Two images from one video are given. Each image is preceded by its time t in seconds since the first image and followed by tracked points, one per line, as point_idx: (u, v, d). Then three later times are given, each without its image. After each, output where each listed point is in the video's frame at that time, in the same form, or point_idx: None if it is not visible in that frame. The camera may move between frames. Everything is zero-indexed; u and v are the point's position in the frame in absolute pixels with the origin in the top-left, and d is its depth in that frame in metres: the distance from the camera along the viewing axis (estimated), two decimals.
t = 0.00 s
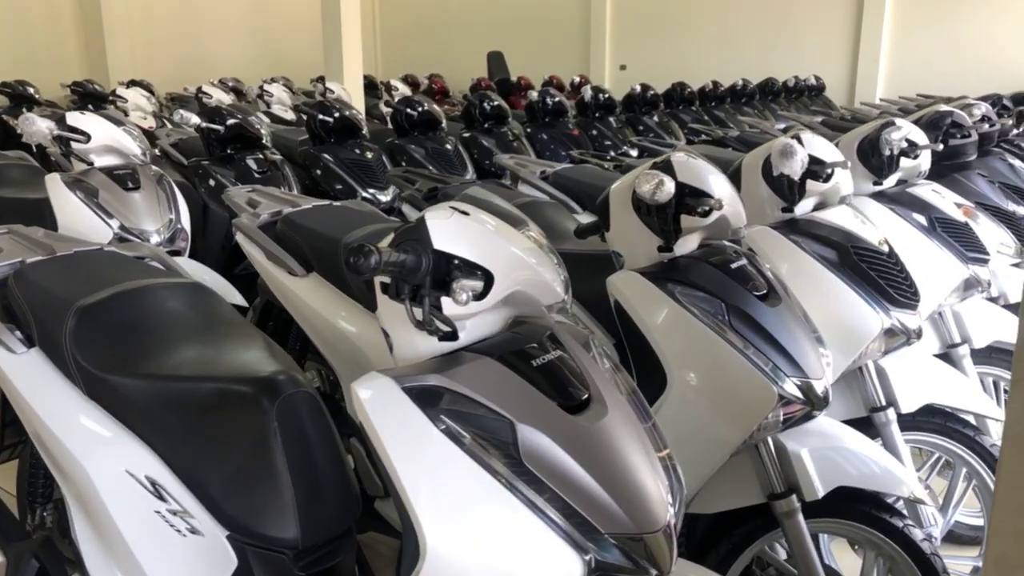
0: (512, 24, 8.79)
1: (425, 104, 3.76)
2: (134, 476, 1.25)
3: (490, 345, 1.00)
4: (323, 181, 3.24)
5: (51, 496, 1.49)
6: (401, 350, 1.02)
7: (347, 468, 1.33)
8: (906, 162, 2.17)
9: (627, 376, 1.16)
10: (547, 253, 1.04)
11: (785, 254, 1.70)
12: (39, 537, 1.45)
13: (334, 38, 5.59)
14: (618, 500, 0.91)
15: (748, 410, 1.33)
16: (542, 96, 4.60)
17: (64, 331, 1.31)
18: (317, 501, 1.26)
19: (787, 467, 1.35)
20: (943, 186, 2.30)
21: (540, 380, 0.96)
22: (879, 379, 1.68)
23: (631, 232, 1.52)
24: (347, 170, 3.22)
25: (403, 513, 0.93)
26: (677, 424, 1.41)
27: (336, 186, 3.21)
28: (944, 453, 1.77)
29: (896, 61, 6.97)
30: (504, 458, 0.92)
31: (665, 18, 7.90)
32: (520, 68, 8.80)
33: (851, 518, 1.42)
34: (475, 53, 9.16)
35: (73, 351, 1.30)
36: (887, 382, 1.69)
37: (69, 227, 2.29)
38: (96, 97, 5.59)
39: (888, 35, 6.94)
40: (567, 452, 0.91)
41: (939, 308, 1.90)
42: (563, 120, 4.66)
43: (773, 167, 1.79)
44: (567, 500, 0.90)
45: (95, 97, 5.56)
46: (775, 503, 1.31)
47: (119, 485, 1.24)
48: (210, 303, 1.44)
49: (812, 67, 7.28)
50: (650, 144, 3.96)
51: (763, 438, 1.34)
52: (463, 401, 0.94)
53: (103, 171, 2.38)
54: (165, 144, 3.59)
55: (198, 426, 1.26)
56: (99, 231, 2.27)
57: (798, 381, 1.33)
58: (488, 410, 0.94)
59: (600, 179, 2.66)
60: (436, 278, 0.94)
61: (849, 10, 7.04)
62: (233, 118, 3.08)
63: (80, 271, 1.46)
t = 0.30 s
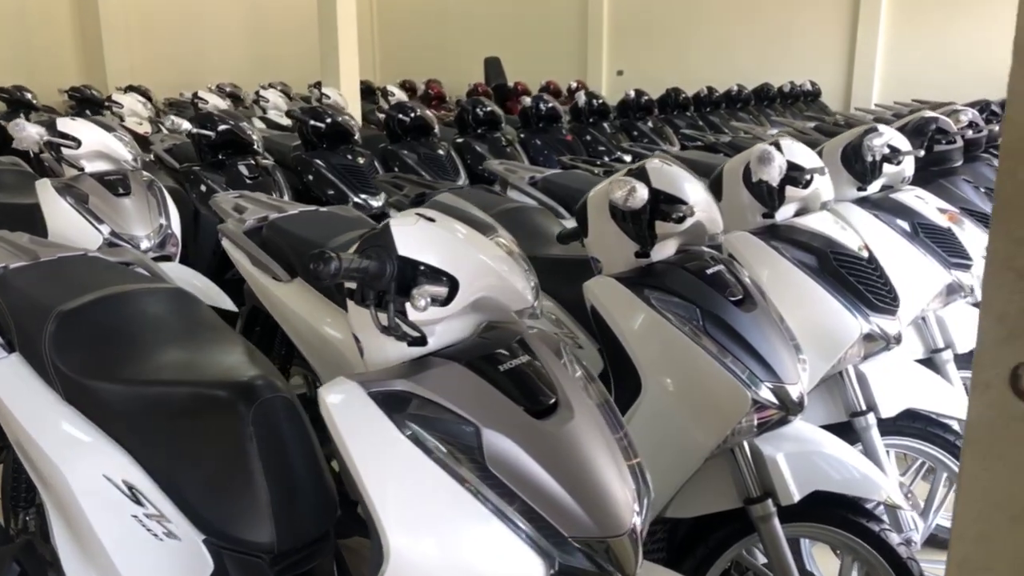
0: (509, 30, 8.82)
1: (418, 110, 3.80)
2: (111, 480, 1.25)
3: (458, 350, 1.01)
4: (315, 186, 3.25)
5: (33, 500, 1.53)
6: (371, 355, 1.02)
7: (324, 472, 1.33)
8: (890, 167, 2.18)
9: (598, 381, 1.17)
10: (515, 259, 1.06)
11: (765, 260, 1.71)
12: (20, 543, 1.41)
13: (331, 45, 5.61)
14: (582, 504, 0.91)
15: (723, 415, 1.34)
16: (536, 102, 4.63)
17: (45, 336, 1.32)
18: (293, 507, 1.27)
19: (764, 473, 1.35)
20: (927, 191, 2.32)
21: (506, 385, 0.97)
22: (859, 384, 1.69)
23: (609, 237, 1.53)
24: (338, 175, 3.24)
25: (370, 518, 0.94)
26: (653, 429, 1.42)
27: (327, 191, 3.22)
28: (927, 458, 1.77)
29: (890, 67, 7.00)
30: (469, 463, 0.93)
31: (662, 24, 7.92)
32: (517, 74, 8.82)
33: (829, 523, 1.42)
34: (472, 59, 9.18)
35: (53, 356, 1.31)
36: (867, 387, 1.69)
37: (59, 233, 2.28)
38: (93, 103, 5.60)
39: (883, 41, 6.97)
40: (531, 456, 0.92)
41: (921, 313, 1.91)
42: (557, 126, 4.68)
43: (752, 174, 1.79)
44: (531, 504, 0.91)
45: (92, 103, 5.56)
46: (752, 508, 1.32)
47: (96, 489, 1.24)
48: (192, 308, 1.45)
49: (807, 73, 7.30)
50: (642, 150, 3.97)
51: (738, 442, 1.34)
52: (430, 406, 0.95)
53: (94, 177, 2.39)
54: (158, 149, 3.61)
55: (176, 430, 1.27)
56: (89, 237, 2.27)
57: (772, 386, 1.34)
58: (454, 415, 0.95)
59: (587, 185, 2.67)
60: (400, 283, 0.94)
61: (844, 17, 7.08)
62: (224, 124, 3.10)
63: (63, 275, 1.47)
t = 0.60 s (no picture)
0: (506, 35, 8.84)
1: (409, 114, 3.80)
2: (85, 482, 1.26)
3: (420, 352, 1.02)
4: (305, 191, 3.27)
5: (12, 502, 1.47)
6: (336, 357, 1.03)
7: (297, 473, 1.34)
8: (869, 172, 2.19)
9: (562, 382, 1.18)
10: (477, 262, 1.07)
11: (740, 265, 1.72)
12: None
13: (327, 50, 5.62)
14: (539, 505, 0.93)
15: (691, 417, 1.35)
16: (528, 106, 4.62)
17: (21, 339, 1.32)
18: (265, 508, 1.29)
19: (734, 475, 1.34)
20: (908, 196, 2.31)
21: (466, 387, 0.98)
22: (834, 386, 1.70)
23: (581, 242, 1.54)
24: (328, 180, 3.26)
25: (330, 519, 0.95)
26: (624, 432, 1.43)
27: (318, 196, 3.24)
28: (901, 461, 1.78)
29: (885, 73, 7.03)
30: (427, 465, 0.94)
31: (658, 29, 7.94)
32: (514, 79, 8.85)
33: (802, 525, 1.43)
34: (469, 63, 9.20)
35: (30, 359, 1.31)
36: (842, 391, 1.70)
37: (48, 237, 2.30)
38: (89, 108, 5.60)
39: (878, 46, 7.00)
40: (489, 458, 0.93)
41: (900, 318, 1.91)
42: (548, 131, 4.70)
43: (726, 179, 1.81)
44: (487, 505, 0.92)
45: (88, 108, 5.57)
46: (721, 509, 1.32)
47: (71, 491, 1.25)
48: (171, 310, 1.45)
49: (803, 78, 7.33)
50: (632, 154, 4.00)
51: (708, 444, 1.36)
52: (390, 408, 0.96)
53: (82, 181, 2.40)
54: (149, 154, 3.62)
55: (150, 432, 1.28)
56: (77, 242, 2.30)
57: (741, 388, 1.35)
58: (413, 417, 0.96)
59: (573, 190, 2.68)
60: (359, 286, 0.96)
61: (839, 22, 7.10)
62: (213, 129, 3.11)
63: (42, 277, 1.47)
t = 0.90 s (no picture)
0: (501, 38, 8.85)
1: (395, 117, 3.81)
2: (48, 479, 1.25)
3: (369, 349, 1.03)
4: (291, 194, 3.29)
5: None
6: (287, 353, 1.03)
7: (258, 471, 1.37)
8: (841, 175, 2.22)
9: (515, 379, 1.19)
10: (428, 262, 1.09)
11: (708, 266, 1.73)
12: None
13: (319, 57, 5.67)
14: (483, 500, 0.94)
15: (650, 415, 1.37)
16: (516, 111, 4.65)
17: None
18: (227, 507, 1.30)
19: (695, 472, 1.32)
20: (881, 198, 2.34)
21: (413, 384, 0.99)
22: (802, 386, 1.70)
23: (544, 243, 1.57)
24: (313, 182, 3.28)
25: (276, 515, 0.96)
26: (585, 430, 1.44)
27: (303, 199, 3.26)
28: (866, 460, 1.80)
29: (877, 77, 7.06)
30: (373, 461, 0.95)
31: (652, 33, 7.97)
32: (508, 83, 8.87)
33: (765, 523, 1.42)
34: (464, 67, 9.22)
35: None
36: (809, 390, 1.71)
37: (30, 239, 2.31)
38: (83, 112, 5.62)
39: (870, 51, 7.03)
40: (433, 453, 0.95)
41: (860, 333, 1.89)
42: (537, 134, 4.71)
43: (693, 181, 1.82)
44: (432, 499, 0.94)
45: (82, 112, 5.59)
46: (682, 506, 1.30)
47: (33, 488, 1.24)
48: (142, 308, 1.48)
49: (795, 82, 7.36)
50: (618, 158, 4.01)
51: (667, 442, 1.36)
52: (337, 404, 0.97)
53: (65, 184, 2.41)
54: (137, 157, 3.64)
55: (116, 429, 1.29)
56: (59, 243, 2.31)
57: (699, 387, 1.37)
58: (359, 413, 0.97)
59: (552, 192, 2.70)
60: (302, 283, 0.95)
61: (831, 27, 7.13)
62: (198, 132, 3.13)
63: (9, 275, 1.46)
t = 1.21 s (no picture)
0: (491, 41, 8.88)
1: (378, 119, 3.83)
2: (8, 471, 1.29)
3: (313, 340, 1.05)
4: (272, 194, 3.32)
5: None
6: (235, 345, 1.07)
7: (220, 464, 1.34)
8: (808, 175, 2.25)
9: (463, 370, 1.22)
10: (373, 256, 1.12)
11: (668, 263, 1.75)
12: None
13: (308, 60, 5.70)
14: (420, 487, 0.97)
15: (601, 408, 1.40)
16: (500, 113, 4.68)
17: None
18: (183, 500, 1.28)
19: (647, 465, 1.34)
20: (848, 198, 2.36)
21: (354, 374, 1.02)
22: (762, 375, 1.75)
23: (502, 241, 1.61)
24: (294, 182, 3.32)
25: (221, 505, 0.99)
26: (539, 424, 1.47)
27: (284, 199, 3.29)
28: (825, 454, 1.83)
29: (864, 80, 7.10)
30: (314, 450, 0.97)
31: (641, 36, 8.00)
32: (498, 85, 8.89)
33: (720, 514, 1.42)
34: (455, 70, 9.25)
35: None
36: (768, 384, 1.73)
37: (9, 238, 2.31)
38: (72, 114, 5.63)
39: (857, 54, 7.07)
40: (371, 441, 0.97)
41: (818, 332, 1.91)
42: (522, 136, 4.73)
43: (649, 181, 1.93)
44: (369, 487, 0.96)
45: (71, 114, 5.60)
46: (634, 497, 1.30)
47: None
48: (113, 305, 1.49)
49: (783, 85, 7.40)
50: (600, 159, 4.04)
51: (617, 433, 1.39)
52: (279, 395, 0.99)
53: (44, 184, 2.41)
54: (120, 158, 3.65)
55: (76, 423, 1.31)
56: (37, 242, 2.31)
57: (649, 380, 1.40)
58: (299, 403, 0.98)
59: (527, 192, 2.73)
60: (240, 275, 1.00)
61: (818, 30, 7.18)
62: (178, 133, 3.14)
63: None
